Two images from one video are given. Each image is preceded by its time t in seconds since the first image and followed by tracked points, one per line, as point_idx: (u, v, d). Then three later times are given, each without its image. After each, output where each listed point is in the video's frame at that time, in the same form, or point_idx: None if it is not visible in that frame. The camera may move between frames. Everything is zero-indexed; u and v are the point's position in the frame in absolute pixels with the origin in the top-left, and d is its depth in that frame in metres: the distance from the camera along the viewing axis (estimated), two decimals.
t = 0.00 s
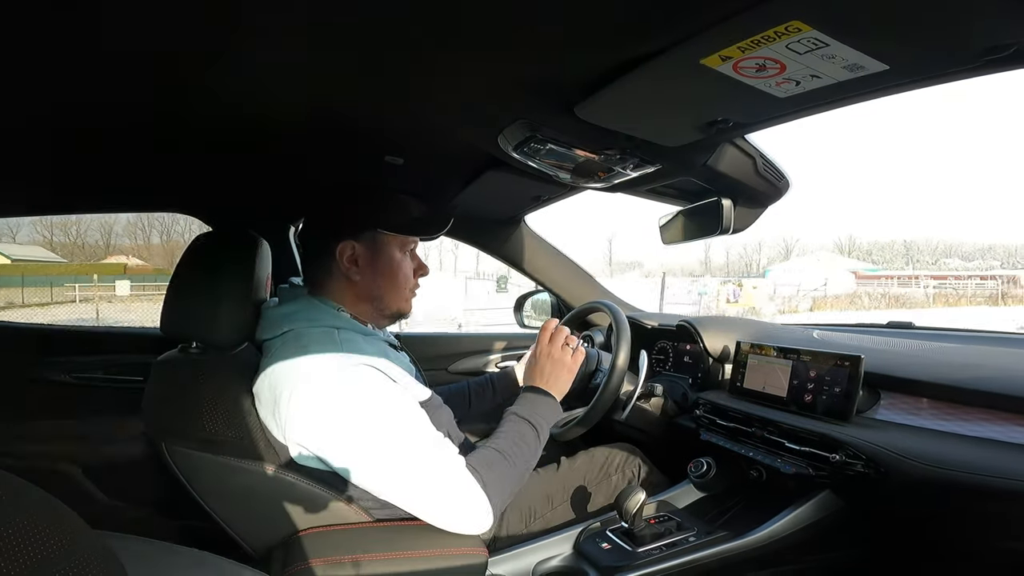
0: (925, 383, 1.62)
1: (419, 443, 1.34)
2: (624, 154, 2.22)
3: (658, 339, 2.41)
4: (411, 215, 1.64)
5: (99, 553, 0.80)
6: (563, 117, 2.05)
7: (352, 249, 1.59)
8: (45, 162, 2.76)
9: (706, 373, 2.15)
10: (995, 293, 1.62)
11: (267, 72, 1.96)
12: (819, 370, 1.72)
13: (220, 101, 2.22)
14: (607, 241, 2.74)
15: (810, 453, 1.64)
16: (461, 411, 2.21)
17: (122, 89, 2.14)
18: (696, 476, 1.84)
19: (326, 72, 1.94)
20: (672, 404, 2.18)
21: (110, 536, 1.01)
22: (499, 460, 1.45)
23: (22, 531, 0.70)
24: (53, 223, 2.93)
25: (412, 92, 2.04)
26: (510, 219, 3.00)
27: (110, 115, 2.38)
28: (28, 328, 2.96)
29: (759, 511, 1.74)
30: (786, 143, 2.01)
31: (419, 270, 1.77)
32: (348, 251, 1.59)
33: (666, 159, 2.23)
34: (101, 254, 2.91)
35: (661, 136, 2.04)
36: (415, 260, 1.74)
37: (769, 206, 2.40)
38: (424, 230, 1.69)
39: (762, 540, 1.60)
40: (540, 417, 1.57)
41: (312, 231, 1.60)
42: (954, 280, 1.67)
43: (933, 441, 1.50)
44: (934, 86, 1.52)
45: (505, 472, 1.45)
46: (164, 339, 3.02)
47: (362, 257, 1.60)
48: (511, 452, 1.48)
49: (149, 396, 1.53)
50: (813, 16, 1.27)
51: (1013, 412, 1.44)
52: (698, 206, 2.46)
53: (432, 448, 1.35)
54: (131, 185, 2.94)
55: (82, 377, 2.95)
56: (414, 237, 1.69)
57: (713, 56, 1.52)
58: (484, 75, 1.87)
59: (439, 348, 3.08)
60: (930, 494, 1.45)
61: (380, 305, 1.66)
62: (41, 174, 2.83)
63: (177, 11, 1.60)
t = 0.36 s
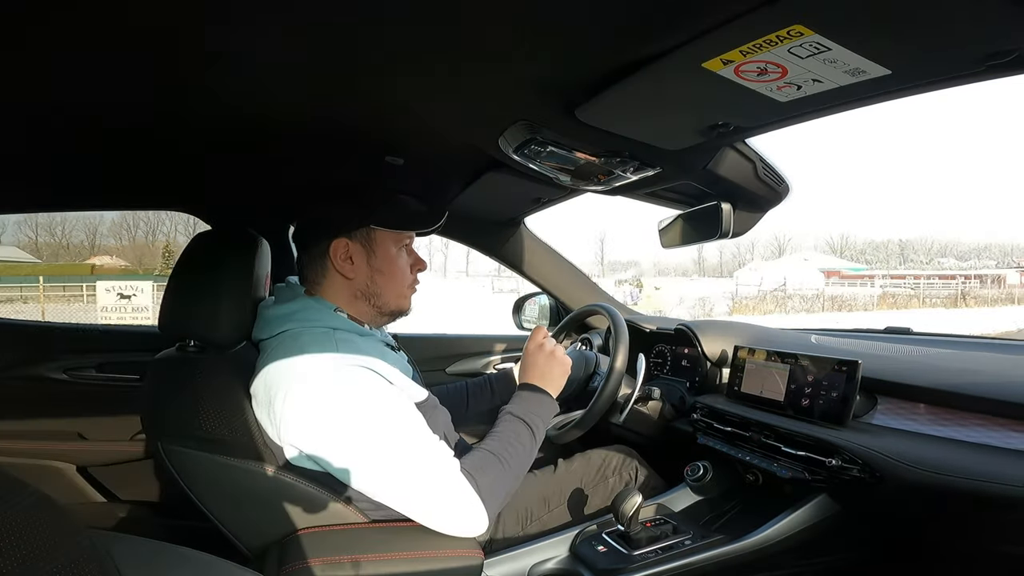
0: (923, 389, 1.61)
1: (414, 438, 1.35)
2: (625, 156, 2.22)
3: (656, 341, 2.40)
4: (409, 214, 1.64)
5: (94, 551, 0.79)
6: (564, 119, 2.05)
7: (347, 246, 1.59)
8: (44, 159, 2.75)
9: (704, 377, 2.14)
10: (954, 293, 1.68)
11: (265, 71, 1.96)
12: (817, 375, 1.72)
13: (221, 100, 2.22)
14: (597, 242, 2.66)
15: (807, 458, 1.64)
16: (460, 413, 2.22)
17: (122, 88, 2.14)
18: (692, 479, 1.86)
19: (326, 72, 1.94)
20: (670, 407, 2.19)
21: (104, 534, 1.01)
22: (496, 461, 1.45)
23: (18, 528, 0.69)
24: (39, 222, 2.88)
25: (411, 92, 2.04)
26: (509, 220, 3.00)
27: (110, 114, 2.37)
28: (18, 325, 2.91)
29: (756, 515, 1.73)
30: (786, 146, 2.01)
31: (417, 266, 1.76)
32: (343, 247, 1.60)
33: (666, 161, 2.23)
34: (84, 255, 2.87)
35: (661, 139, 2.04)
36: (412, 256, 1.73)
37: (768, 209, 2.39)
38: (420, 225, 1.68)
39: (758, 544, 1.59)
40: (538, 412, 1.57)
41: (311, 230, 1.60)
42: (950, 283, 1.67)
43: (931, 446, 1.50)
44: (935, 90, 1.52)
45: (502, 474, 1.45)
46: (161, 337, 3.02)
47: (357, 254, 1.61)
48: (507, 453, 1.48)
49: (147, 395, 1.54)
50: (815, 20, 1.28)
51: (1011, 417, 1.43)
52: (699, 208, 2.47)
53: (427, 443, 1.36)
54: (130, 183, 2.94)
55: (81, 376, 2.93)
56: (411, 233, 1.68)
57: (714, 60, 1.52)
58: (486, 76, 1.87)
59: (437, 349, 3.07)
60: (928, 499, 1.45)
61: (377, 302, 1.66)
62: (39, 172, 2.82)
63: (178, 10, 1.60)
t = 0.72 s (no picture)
0: (914, 383, 1.62)
1: (415, 435, 1.35)
2: (618, 155, 2.22)
3: (651, 341, 2.41)
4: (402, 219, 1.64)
5: (92, 560, 0.79)
6: (556, 119, 2.06)
7: (333, 243, 1.60)
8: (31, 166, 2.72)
9: (701, 376, 2.13)
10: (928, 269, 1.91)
11: (257, 75, 1.95)
12: (811, 372, 1.74)
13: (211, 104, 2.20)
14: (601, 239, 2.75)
15: (806, 455, 1.65)
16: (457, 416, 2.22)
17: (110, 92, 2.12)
18: (691, 477, 1.88)
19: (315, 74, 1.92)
20: (666, 406, 2.15)
21: (101, 542, 1.00)
22: (530, 424, 1.50)
23: (16, 538, 0.69)
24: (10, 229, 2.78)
25: (405, 95, 2.04)
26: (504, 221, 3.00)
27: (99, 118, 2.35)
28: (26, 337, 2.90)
29: (753, 512, 1.74)
30: (778, 144, 2.02)
31: (401, 264, 1.76)
32: (329, 245, 1.60)
33: (659, 160, 2.23)
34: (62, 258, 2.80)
35: (654, 139, 2.04)
36: (396, 255, 1.74)
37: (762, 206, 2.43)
38: (402, 220, 1.68)
39: (757, 541, 1.60)
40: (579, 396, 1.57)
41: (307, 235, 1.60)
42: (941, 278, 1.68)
43: (925, 440, 1.51)
44: (923, 87, 1.53)
45: (534, 437, 1.48)
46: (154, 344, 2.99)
47: (343, 251, 1.60)
48: (543, 419, 1.52)
49: (141, 400, 1.51)
50: (803, 18, 1.28)
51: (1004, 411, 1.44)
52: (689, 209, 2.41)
53: (429, 440, 1.36)
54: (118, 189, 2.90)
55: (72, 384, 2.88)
56: (393, 228, 1.68)
57: (704, 59, 1.53)
58: (477, 77, 1.87)
59: (433, 351, 3.06)
60: (922, 492, 1.46)
61: (365, 299, 1.65)
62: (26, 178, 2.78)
63: (165, 13, 1.58)
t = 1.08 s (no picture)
0: (913, 384, 1.62)
1: (414, 436, 1.35)
2: (618, 155, 2.22)
3: (652, 341, 2.41)
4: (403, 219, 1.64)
5: (91, 559, 0.79)
6: (556, 119, 2.05)
7: (343, 250, 1.59)
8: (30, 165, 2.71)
9: (700, 376, 2.14)
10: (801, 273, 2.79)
11: (257, 75, 1.95)
12: (811, 372, 1.74)
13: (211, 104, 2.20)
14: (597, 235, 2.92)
15: (806, 455, 1.65)
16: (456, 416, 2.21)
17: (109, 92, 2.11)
18: (691, 477, 1.88)
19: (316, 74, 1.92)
20: (666, 406, 2.15)
21: (101, 541, 1.00)
22: (528, 427, 1.50)
23: (15, 538, 0.69)
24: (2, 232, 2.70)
25: (406, 95, 2.04)
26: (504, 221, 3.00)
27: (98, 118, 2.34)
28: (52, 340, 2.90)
29: (753, 513, 1.74)
30: (777, 144, 2.02)
31: (410, 275, 1.76)
32: (339, 252, 1.59)
33: (659, 160, 2.23)
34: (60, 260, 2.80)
35: (654, 139, 2.04)
36: (406, 264, 1.73)
37: (761, 207, 2.42)
38: (413, 232, 1.68)
39: (756, 541, 1.60)
40: (577, 395, 1.57)
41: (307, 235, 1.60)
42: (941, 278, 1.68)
43: (924, 441, 1.51)
44: (924, 87, 1.53)
45: (532, 441, 1.48)
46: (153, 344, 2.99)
47: (352, 259, 1.60)
48: (541, 422, 1.51)
49: (142, 401, 1.51)
50: (803, 18, 1.28)
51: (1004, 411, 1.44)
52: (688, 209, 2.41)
53: (429, 441, 1.36)
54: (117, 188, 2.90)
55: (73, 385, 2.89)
56: (406, 241, 1.67)
57: (704, 59, 1.53)
58: (477, 77, 1.87)
59: (433, 351, 3.06)
60: (922, 492, 1.46)
61: (369, 307, 1.64)
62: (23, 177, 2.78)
63: (165, 12, 1.58)
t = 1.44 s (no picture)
0: (914, 384, 1.62)
1: (410, 448, 1.33)
2: (618, 156, 2.22)
3: (652, 340, 2.42)
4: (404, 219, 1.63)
5: (92, 559, 0.79)
6: (557, 119, 2.05)
7: (344, 260, 1.58)
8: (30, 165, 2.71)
9: (701, 376, 2.13)
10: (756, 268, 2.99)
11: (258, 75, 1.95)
12: (812, 372, 1.74)
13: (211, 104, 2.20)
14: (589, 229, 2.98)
15: (806, 456, 1.65)
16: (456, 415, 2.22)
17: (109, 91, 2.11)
18: (691, 477, 1.88)
19: (316, 74, 1.92)
20: (666, 406, 2.16)
21: (102, 541, 1.00)
22: (504, 435, 1.46)
23: (16, 537, 0.69)
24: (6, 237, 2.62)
25: (405, 95, 2.04)
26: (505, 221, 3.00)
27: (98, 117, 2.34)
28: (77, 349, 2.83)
29: (753, 513, 1.74)
30: (778, 145, 2.03)
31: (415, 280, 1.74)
32: (339, 262, 1.59)
33: (659, 160, 2.23)
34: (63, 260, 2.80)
35: (654, 139, 2.04)
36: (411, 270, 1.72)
37: (761, 206, 2.42)
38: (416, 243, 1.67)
39: (756, 541, 1.60)
40: (545, 383, 1.52)
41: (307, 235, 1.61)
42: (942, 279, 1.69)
43: (924, 442, 1.51)
44: (924, 88, 1.53)
45: (513, 448, 1.45)
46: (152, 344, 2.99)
47: (353, 268, 1.60)
48: (515, 425, 1.47)
49: (141, 400, 1.51)
50: (804, 17, 1.28)
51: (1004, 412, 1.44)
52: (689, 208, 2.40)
53: (425, 453, 1.35)
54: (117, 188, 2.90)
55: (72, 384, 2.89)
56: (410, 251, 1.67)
57: (704, 60, 1.53)
58: (477, 77, 1.87)
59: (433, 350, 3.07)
60: (922, 492, 1.46)
61: (372, 315, 1.64)
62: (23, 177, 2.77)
63: (165, 12, 1.58)
